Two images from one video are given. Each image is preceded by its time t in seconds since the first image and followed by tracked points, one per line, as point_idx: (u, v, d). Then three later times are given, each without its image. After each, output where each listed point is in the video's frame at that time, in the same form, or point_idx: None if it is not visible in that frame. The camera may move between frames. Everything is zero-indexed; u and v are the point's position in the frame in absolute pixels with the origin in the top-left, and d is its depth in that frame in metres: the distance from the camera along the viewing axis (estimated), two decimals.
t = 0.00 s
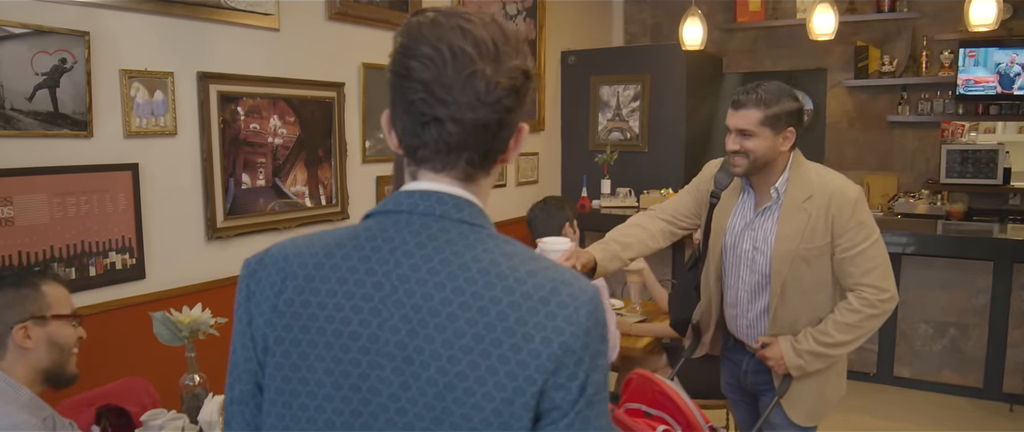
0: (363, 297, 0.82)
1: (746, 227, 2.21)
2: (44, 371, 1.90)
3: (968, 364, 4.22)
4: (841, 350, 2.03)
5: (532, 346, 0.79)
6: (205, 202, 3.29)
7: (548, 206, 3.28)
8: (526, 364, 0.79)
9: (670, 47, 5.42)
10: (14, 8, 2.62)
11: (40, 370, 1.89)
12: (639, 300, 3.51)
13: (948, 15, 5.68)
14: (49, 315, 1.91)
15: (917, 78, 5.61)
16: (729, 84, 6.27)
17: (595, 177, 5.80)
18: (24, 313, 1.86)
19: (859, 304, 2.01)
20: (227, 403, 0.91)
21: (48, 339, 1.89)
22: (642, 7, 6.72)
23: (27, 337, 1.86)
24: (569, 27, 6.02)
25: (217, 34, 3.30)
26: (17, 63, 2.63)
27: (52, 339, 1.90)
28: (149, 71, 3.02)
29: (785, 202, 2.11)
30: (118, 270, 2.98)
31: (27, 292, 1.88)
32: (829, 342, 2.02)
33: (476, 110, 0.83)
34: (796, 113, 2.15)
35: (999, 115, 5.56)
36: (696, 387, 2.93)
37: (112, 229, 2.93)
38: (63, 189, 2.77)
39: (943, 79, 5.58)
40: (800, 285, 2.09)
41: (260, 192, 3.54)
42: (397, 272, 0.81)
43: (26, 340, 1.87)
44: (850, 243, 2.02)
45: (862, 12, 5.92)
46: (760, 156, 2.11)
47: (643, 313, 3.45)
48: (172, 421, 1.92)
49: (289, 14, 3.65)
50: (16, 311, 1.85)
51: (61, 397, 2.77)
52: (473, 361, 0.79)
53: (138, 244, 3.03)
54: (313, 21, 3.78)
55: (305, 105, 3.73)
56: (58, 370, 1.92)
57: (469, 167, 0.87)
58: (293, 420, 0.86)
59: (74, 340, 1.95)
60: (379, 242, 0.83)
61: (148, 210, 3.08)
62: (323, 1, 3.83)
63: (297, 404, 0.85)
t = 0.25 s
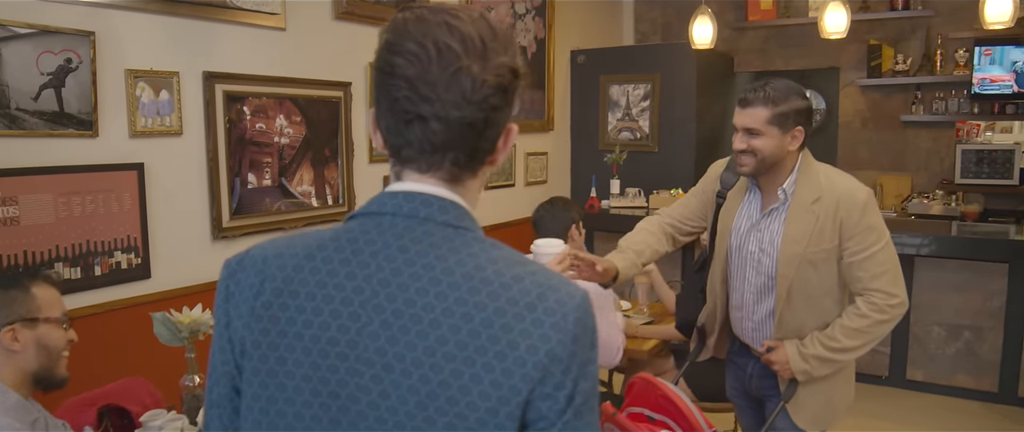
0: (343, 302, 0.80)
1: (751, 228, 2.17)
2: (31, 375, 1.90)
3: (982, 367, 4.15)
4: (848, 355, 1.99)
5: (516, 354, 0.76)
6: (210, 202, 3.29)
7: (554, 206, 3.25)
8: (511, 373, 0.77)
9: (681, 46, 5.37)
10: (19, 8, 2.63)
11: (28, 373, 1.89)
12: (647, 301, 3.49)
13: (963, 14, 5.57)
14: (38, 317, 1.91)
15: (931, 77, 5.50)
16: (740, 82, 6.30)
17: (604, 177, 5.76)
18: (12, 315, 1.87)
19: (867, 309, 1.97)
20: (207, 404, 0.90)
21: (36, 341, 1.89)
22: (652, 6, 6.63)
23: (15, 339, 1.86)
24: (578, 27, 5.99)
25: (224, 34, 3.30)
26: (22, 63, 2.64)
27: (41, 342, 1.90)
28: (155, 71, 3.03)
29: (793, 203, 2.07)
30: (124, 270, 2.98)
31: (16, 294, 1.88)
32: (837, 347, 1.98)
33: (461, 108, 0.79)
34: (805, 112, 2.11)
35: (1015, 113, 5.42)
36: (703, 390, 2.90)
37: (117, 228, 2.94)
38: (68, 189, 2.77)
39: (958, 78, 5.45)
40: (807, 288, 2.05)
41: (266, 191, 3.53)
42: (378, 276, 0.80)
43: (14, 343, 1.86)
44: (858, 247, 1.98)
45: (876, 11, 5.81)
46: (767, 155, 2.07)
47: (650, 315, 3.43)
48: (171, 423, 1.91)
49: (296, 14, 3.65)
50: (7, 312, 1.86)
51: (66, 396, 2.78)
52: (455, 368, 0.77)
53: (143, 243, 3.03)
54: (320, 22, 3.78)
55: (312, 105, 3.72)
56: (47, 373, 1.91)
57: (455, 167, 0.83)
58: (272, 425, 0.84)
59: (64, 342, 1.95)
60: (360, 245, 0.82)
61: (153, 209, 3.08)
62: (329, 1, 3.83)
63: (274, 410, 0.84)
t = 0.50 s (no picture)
0: (323, 302, 0.80)
1: (757, 226, 2.15)
2: (25, 375, 1.93)
3: (998, 371, 4.09)
4: (855, 360, 1.96)
5: (501, 357, 0.75)
6: (218, 201, 3.30)
7: (561, 206, 3.20)
8: (495, 377, 0.76)
9: (692, 46, 5.32)
10: (28, 8, 2.64)
11: (21, 374, 1.92)
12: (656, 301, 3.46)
13: (981, 11, 5.45)
14: (30, 317, 1.94)
15: (947, 76, 5.40)
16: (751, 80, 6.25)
17: (614, 177, 5.73)
18: (5, 316, 1.90)
19: (875, 313, 1.93)
20: (186, 403, 0.90)
21: (28, 342, 1.93)
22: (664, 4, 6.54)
23: (7, 339, 1.90)
24: (589, 26, 5.96)
25: (231, 33, 3.31)
26: (30, 63, 2.65)
27: (34, 343, 1.94)
28: (163, 70, 3.04)
29: (800, 204, 2.04)
30: (131, 269, 3.00)
31: (9, 294, 1.93)
32: (844, 350, 1.95)
33: (445, 103, 0.78)
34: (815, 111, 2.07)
35: None
36: (710, 392, 2.87)
37: (125, 227, 2.95)
38: (76, 188, 2.78)
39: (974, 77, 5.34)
40: (814, 291, 2.01)
41: (274, 190, 3.53)
42: (359, 276, 0.79)
43: (7, 343, 1.89)
44: (867, 250, 1.94)
45: (891, 8, 5.73)
46: (774, 155, 2.04)
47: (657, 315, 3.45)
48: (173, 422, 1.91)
49: (303, 14, 3.66)
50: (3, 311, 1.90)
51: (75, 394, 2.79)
52: (439, 371, 0.76)
53: (151, 242, 3.04)
54: (327, 21, 3.79)
55: (320, 104, 3.72)
56: (40, 374, 1.95)
57: (441, 164, 0.82)
58: (254, 424, 0.84)
59: (55, 343, 1.99)
60: (341, 244, 0.81)
61: (161, 208, 3.09)
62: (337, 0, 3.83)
63: (255, 411, 0.84)
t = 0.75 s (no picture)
0: (305, 306, 0.80)
1: (762, 225, 2.15)
2: (25, 375, 1.96)
3: (1014, 375, 4.02)
4: (862, 365, 1.93)
5: (485, 364, 0.75)
6: (227, 202, 3.31)
7: (571, 205, 3.15)
8: (479, 383, 0.75)
9: (703, 46, 5.29)
10: (38, 10, 2.67)
11: (22, 372, 1.95)
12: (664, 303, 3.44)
13: (997, 10, 5.36)
14: (30, 317, 1.97)
15: (962, 76, 5.32)
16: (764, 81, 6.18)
17: (625, 178, 5.71)
18: (5, 314, 1.93)
19: (881, 318, 1.90)
20: (169, 408, 0.92)
21: (29, 341, 1.96)
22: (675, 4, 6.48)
23: (8, 338, 1.92)
24: (600, 26, 5.93)
25: (241, 34, 3.33)
26: (40, 64, 2.68)
27: (33, 341, 1.96)
28: (172, 71, 3.05)
29: (805, 206, 2.01)
30: (140, 268, 3.02)
31: (8, 294, 1.96)
32: (849, 355, 1.91)
33: (427, 102, 0.78)
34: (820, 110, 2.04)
35: None
36: (719, 394, 2.85)
37: (134, 227, 2.97)
38: (86, 188, 2.81)
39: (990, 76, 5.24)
40: (819, 294, 1.99)
41: (283, 191, 3.54)
42: (341, 280, 0.79)
43: (7, 341, 1.92)
44: (873, 253, 1.90)
45: (905, 8, 5.66)
46: (779, 157, 2.02)
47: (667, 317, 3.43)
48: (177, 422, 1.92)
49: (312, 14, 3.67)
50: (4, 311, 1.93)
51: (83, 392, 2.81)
52: (421, 377, 0.76)
53: (160, 242, 3.06)
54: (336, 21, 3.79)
55: (329, 104, 3.73)
56: (41, 373, 1.98)
57: (424, 165, 0.82)
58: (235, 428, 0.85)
59: (55, 341, 2.01)
60: (323, 248, 0.81)
61: (171, 208, 3.11)
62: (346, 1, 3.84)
63: (236, 416, 0.84)
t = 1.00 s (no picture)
0: (280, 313, 0.74)
1: (765, 225, 2.14)
2: (33, 373, 1.98)
3: None
4: (865, 370, 1.90)
5: (462, 372, 0.70)
6: (235, 202, 3.33)
7: (581, 208, 3.12)
8: (456, 393, 0.70)
9: (714, 46, 5.25)
10: (49, 12, 2.70)
11: (30, 372, 1.96)
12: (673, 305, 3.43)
13: (1013, 9, 5.29)
14: (37, 316, 1.99)
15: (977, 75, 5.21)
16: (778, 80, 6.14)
17: (635, 178, 5.69)
18: (12, 314, 1.94)
19: (884, 322, 1.86)
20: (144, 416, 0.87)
21: (36, 340, 1.97)
22: (687, 4, 6.44)
23: (15, 338, 1.93)
24: (611, 26, 5.91)
25: (250, 36, 3.35)
26: (50, 65, 2.70)
27: (40, 341, 1.98)
28: (181, 72, 3.08)
29: (807, 207, 1.99)
30: (149, 268, 3.04)
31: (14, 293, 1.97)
32: (852, 360, 1.89)
33: (403, 104, 0.73)
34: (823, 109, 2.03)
35: None
36: (725, 397, 2.84)
37: (144, 226, 2.99)
38: (95, 189, 2.83)
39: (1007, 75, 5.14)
40: (821, 296, 1.97)
41: (292, 191, 3.55)
42: (317, 286, 0.74)
43: (15, 342, 1.93)
44: (876, 255, 1.87)
45: (920, 6, 5.59)
46: (783, 157, 2.01)
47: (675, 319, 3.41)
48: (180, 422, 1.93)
49: (321, 15, 3.68)
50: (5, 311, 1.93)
51: (92, 390, 2.84)
52: (396, 386, 0.71)
53: (169, 242, 3.08)
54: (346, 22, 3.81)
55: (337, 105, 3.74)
56: (48, 372, 1.99)
57: (403, 167, 0.77)
58: None
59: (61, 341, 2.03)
60: (298, 252, 0.76)
61: (179, 208, 3.13)
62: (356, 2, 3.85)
63: (212, 424, 0.79)
